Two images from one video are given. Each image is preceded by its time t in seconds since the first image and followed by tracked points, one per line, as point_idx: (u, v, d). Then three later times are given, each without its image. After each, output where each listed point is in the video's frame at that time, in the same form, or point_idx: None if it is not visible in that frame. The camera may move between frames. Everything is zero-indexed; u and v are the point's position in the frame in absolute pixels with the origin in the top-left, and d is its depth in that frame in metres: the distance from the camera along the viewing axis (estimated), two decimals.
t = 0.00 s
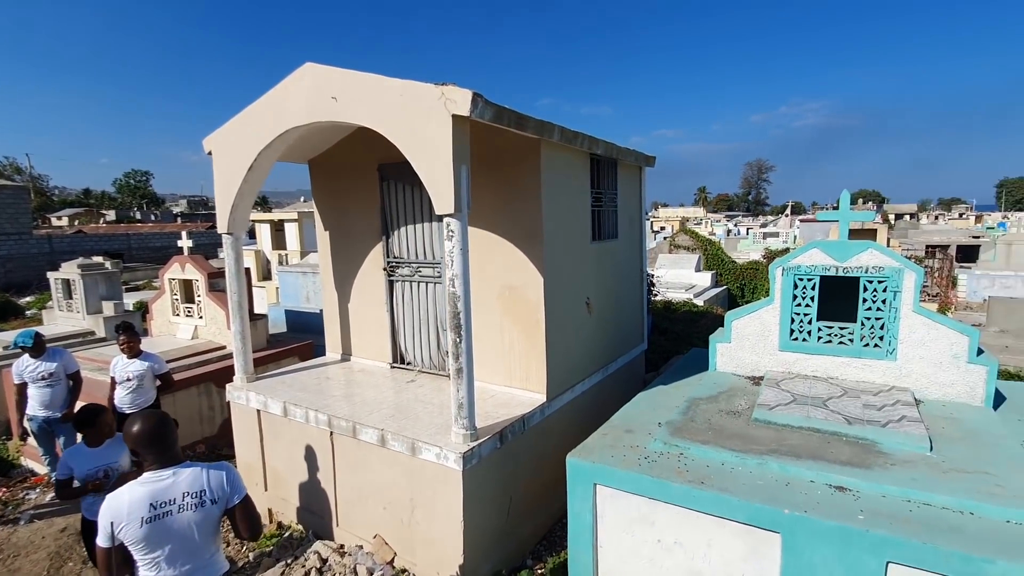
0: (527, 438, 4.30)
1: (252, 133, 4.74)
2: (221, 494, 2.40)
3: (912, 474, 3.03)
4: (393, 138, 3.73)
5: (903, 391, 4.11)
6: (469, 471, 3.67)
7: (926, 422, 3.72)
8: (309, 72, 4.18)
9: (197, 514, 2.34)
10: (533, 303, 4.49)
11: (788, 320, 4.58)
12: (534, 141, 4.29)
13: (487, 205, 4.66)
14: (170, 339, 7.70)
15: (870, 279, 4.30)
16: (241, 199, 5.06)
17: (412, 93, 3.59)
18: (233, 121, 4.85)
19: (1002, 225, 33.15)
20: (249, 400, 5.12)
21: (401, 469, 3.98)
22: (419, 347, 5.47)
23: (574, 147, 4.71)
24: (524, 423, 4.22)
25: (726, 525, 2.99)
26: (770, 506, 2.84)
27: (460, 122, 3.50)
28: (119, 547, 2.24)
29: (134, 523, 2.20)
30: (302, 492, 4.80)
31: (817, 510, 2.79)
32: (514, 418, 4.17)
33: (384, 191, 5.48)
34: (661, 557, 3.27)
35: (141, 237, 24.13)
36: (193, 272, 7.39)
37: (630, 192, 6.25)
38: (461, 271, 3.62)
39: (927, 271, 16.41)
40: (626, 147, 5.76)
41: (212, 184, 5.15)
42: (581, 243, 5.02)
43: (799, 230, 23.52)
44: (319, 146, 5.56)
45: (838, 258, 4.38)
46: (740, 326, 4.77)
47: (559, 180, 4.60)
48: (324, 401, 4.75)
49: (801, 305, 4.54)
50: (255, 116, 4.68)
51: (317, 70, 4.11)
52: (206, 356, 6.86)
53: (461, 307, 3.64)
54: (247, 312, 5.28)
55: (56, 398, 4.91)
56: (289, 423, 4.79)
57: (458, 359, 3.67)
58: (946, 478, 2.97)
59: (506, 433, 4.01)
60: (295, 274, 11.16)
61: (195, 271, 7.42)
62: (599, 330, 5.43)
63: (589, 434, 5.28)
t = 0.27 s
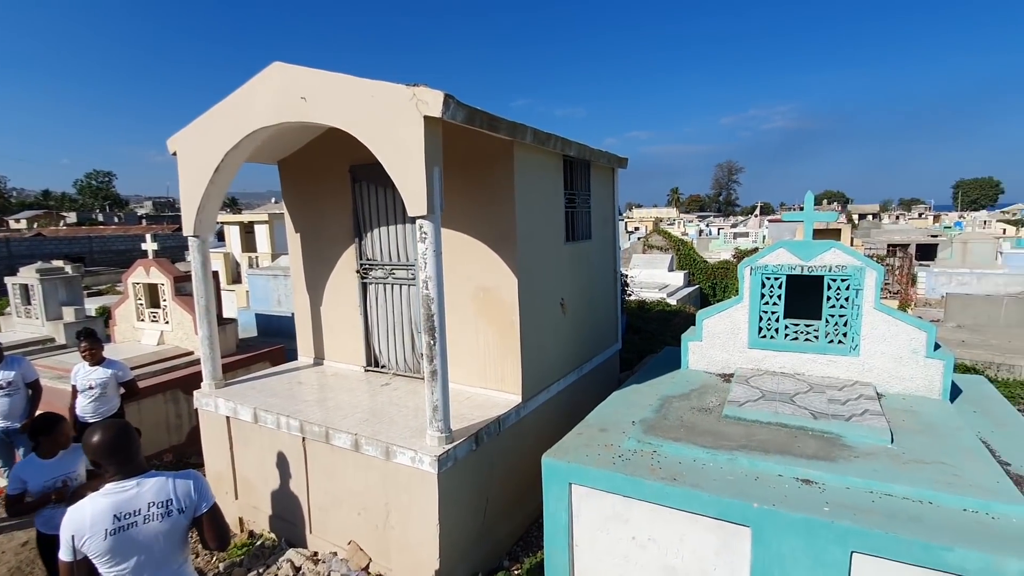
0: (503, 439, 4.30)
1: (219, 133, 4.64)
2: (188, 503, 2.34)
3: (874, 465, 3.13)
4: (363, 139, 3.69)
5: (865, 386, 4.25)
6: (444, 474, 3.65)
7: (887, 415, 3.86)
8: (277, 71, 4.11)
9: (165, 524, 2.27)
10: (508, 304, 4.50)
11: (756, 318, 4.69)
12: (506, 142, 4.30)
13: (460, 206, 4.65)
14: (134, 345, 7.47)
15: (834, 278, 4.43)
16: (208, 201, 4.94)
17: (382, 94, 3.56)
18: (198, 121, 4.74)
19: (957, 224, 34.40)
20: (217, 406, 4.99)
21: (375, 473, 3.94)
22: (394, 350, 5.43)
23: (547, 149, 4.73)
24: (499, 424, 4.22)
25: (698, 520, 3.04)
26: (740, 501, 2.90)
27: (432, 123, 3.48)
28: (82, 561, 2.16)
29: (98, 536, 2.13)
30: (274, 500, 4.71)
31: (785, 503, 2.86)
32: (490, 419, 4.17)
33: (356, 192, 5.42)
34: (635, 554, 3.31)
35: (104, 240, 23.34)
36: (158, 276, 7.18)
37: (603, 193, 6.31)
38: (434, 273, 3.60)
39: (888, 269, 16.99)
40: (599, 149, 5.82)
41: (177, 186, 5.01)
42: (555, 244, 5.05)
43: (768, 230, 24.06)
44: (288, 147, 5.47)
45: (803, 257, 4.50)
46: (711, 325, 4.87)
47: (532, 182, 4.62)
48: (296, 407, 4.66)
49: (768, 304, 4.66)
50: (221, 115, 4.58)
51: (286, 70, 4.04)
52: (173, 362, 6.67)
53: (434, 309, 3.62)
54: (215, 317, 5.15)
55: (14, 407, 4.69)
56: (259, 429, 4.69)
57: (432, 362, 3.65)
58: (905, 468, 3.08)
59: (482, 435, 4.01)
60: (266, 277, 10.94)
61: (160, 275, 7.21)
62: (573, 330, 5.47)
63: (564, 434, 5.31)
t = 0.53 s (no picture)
0: (477, 441, 4.30)
1: (181, 133, 4.51)
2: (155, 511, 2.29)
3: (835, 458, 3.24)
4: (332, 140, 3.64)
5: (827, 381, 4.39)
6: (417, 478, 3.63)
7: (848, 409, 3.99)
8: (242, 70, 4.02)
9: (132, 534, 2.21)
10: (480, 305, 4.50)
11: (724, 317, 4.80)
12: (477, 144, 4.30)
13: (432, 208, 4.63)
14: (93, 352, 7.20)
15: (797, 277, 4.56)
16: (170, 202, 4.80)
17: (351, 95, 3.52)
18: (159, 120, 4.60)
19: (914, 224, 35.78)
20: (182, 414, 4.85)
21: (347, 478, 3.89)
22: (365, 353, 5.37)
23: (518, 151, 4.75)
24: (473, 426, 4.21)
25: (669, 517, 3.09)
26: (708, 496, 2.96)
27: (402, 125, 3.46)
28: None
29: (61, 550, 2.02)
30: (243, 508, 4.60)
31: (752, 497, 2.94)
32: (463, 421, 4.16)
33: (325, 194, 5.34)
34: (608, 552, 3.34)
35: (60, 243, 22.42)
36: (118, 280, 6.94)
37: (575, 195, 6.37)
38: (405, 275, 3.57)
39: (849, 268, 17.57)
40: (570, 151, 5.86)
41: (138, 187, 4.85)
42: (527, 245, 5.07)
43: (736, 230, 24.59)
44: (255, 147, 5.36)
45: (768, 257, 4.62)
46: (681, 324, 4.96)
47: (504, 183, 4.63)
48: (265, 413, 4.56)
49: (735, 303, 4.77)
50: (184, 115, 4.45)
51: (251, 69, 3.96)
52: (135, 369, 6.46)
53: (406, 312, 3.59)
54: (179, 322, 5.01)
55: None
56: (226, 437, 4.57)
57: (404, 365, 3.62)
58: (864, 460, 3.20)
59: (455, 437, 4.00)
60: (233, 281, 10.67)
61: (120, 280, 6.97)
62: (546, 331, 5.50)
63: (538, 434, 5.33)
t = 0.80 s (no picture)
0: (448, 444, 4.28)
1: (139, 132, 4.36)
2: (110, 520, 2.21)
3: (797, 451, 3.34)
4: (297, 140, 3.57)
5: (790, 377, 4.53)
6: (387, 482, 3.59)
7: (809, 404, 4.12)
8: (203, 68, 3.91)
9: (89, 546, 2.12)
10: (451, 307, 4.48)
11: (691, 316, 4.89)
12: (446, 145, 4.29)
13: (401, 209, 4.59)
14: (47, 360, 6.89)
15: (760, 276, 4.69)
16: (128, 203, 4.63)
17: (316, 95, 3.46)
18: (114, 118, 4.44)
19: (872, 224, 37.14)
20: (142, 422, 4.69)
21: (316, 484, 3.82)
22: (334, 357, 5.29)
23: (488, 152, 4.75)
24: (444, 428, 4.19)
25: (638, 513, 3.14)
26: (676, 492, 3.02)
27: (369, 125, 3.42)
28: None
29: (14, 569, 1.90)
30: (207, 518, 4.47)
31: (718, 491, 3.00)
32: (434, 424, 4.14)
33: (291, 195, 5.24)
34: (580, 550, 3.37)
35: (10, 246, 21.40)
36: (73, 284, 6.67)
37: (545, 196, 6.40)
38: (374, 277, 3.53)
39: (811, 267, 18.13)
40: (540, 152, 5.89)
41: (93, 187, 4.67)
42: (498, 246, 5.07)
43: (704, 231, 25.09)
44: (217, 147, 5.22)
45: (732, 257, 4.74)
46: (650, 323, 5.04)
47: (473, 184, 4.62)
48: (229, 420, 4.44)
49: (702, 302, 4.87)
50: (141, 113, 4.31)
51: (212, 67, 3.86)
52: (92, 377, 6.21)
53: (375, 314, 3.55)
54: (138, 327, 4.84)
55: None
56: (189, 445, 4.44)
57: (373, 368, 3.58)
58: (824, 452, 3.31)
59: (426, 440, 3.97)
60: (196, 284, 10.36)
61: (76, 284, 6.69)
62: (517, 331, 5.51)
63: (510, 435, 5.34)
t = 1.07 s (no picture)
0: (419, 446, 4.24)
1: (93, 130, 4.20)
2: (50, 534, 2.12)
3: (761, 445, 3.44)
4: (261, 140, 3.50)
5: (754, 373, 4.64)
6: (357, 487, 3.54)
7: (773, 399, 4.24)
8: (161, 65, 3.79)
9: (32, 562, 2.02)
10: (421, 308, 4.45)
11: (660, 315, 4.98)
12: (415, 145, 4.26)
13: (369, 210, 4.53)
14: None
15: (725, 275, 4.80)
16: (83, 203, 4.45)
17: (281, 93, 3.40)
18: (67, 116, 4.26)
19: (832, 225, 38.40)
20: (100, 432, 4.51)
21: (283, 491, 3.75)
22: (303, 360, 5.19)
23: (457, 152, 4.73)
24: (415, 431, 4.16)
25: (608, 510, 3.18)
26: (645, 488, 3.07)
27: (336, 125, 3.37)
28: None
29: None
30: (170, 529, 4.33)
31: (685, 486, 3.07)
32: (405, 426, 4.10)
33: (254, 195, 5.13)
34: (552, 548, 3.39)
35: None
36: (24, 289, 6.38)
37: (516, 197, 6.42)
38: (342, 279, 3.48)
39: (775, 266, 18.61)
40: (510, 153, 5.90)
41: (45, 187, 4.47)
42: (468, 247, 5.06)
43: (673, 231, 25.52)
44: (177, 146, 5.07)
45: (699, 257, 4.83)
46: (620, 323, 5.10)
47: (443, 185, 4.60)
48: (193, 427, 4.32)
49: (670, 301, 4.95)
50: (95, 110, 4.15)
51: (170, 63, 3.74)
52: (46, 385, 5.95)
53: (343, 317, 3.50)
54: (93, 331, 4.67)
55: None
56: (150, 454, 4.29)
57: (342, 371, 3.52)
58: (786, 446, 3.41)
59: (397, 443, 3.93)
60: (157, 287, 10.02)
61: (27, 288, 6.40)
62: (489, 332, 5.51)
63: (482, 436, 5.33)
